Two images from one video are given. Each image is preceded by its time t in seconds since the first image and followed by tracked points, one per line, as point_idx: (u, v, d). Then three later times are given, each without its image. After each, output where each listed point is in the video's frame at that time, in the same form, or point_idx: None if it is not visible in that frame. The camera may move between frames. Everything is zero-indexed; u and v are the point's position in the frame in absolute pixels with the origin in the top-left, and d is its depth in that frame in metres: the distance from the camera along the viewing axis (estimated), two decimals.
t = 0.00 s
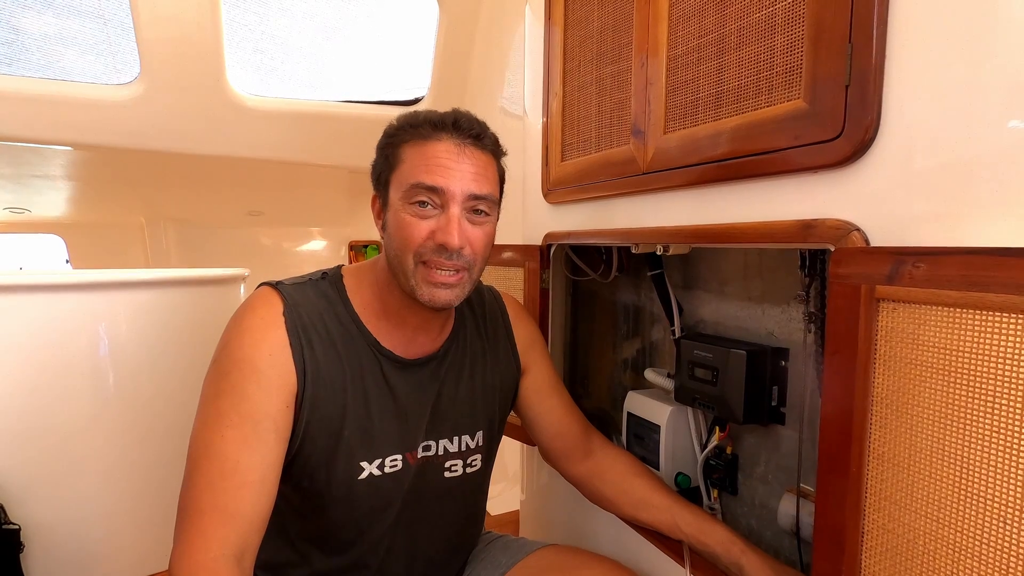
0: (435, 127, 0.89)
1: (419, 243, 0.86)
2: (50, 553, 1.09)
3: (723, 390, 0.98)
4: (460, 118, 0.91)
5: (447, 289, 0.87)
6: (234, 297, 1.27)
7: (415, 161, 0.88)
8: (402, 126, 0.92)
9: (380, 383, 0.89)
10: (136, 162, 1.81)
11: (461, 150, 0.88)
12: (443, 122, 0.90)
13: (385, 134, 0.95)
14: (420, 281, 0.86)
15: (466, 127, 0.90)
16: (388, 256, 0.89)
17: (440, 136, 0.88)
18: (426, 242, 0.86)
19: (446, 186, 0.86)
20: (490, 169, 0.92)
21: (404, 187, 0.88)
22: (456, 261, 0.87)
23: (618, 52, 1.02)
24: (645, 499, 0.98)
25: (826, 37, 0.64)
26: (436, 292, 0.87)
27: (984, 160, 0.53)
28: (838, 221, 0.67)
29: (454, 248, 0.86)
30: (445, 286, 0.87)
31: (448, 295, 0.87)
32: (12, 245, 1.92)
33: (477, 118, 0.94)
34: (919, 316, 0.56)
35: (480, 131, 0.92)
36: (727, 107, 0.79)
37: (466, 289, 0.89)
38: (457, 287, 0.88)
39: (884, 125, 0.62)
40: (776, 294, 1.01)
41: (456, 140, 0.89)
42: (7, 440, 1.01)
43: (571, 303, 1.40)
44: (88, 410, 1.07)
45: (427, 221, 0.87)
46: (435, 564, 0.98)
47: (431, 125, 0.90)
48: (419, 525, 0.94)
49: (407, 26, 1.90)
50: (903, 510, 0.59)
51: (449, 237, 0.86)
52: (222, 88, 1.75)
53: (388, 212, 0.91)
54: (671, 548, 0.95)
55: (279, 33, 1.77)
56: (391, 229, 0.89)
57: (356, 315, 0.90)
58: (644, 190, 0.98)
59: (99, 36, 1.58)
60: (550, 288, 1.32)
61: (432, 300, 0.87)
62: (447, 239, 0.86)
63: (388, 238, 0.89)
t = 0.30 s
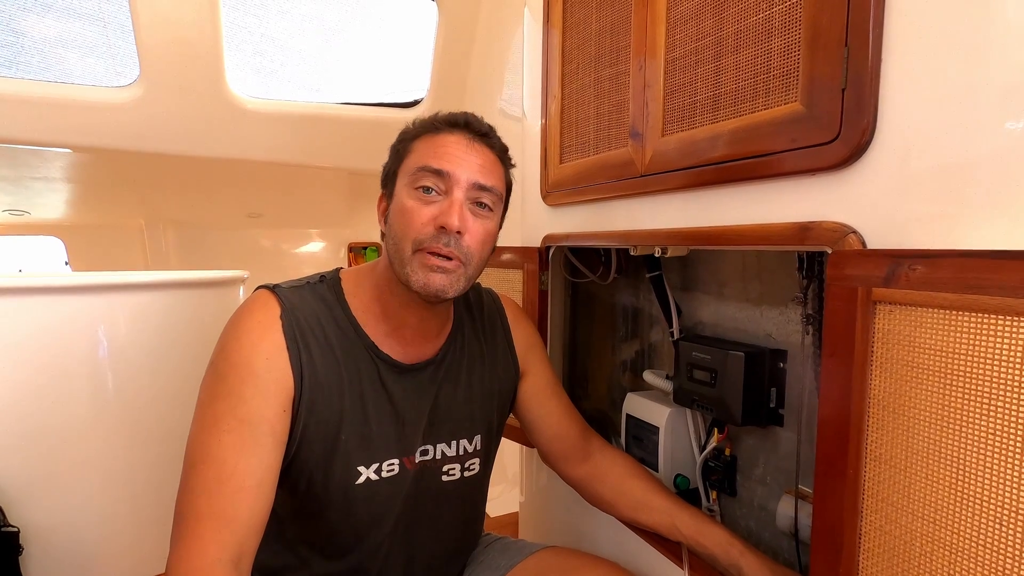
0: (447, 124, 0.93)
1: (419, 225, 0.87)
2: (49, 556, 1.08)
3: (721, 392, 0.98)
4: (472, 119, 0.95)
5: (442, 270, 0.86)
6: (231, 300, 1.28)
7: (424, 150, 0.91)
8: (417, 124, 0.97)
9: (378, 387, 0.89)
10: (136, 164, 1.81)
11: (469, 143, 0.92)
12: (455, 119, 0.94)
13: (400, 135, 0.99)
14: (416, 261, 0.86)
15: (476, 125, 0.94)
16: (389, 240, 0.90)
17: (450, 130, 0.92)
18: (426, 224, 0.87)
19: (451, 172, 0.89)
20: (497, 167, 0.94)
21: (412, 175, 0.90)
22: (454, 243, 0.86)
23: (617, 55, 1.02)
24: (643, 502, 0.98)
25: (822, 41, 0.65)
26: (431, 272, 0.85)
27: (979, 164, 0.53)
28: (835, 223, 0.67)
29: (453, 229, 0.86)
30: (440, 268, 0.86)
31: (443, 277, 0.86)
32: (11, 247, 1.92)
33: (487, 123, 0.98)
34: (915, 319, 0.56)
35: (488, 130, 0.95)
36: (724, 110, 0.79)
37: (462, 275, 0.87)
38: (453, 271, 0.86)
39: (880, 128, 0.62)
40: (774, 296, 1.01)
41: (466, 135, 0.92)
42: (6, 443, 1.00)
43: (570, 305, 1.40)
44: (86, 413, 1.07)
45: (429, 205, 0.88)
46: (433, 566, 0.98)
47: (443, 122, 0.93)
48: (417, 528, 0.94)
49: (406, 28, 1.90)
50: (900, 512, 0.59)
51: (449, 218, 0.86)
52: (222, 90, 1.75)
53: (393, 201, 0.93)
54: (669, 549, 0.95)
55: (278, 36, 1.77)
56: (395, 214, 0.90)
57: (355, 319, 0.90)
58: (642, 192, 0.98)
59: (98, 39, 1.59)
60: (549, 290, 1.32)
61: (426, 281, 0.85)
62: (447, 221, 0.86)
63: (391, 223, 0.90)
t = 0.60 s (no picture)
0: (461, 129, 0.94)
1: (435, 226, 0.86)
2: (49, 561, 1.06)
3: (719, 393, 0.98)
4: (484, 127, 0.96)
5: (456, 274, 0.86)
6: (225, 302, 1.30)
7: (440, 153, 0.91)
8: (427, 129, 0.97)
9: (377, 389, 0.89)
10: (134, 167, 1.81)
11: (484, 150, 0.93)
12: (469, 125, 0.95)
13: (409, 137, 0.99)
14: (431, 262, 0.85)
15: (489, 133, 0.95)
16: (400, 240, 0.88)
17: (465, 136, 0.93)
18: (442, 225, 0.87)
19: (468, 176, 0.89)
20: (507, 174, 0.95)
21: (427, 176, 0.90)
22: (469, 247, 0.86)
23: (614, 56, 1.02)
24: (642, 503, 0.99)
25: (818, 43, 0.65)
26: (446, 276, 0.85)
27: (975, 165, 0.54)
28: (831, 225, 0.67)
29: (470, 233, 0.86)
30: (455, 270, 0.86)
31: (457, 281, 0.86)
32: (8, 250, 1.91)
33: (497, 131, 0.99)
34: (910, 320, 0.57)
35: (499, 138, 0.97)
36: (720, 112, 0.80)
37: (473, 279, 0.88)
38: (467, 274, 0.87)
39: (875, 130, 0.62)
40: (772, 297, 1.01)
41: (480, 141, 0.93)
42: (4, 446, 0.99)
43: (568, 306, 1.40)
44: (85, 415, 1.06)
45: (445, 207, 0.88)
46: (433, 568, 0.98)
47: (457, 128, 0.94)
48: (416, 530, 0.94)
49: (404, 30, 1.90)
50: (896, 513, 0.59)
51: (467, 222, 0.87)
52: (219, 92, 1.75)
53: (402, 202, 0.92)
54: (669, 552, 0.96)
55: (276, 37, 1.78)
56: (407, 214, 0.89)
57: (353, 321, 0.90)
58: (639, 194, 0.98)
59: (95, 41, 1.59)
60: (548, 291, 1.33)
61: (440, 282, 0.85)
62: (465, 224, 0.86)
63: (403, 223, 0.89)
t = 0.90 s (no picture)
0: (461, 132, 0.93)
1: (433, 234, 0.86)
2: (48, 560, 1.06)
3: (717, 392, 0.98)
4: (484, 129, 0.95)
5: (454, 281, 0.86)
6: (225, 300, 1.29)
7: (439, 158, 0.90)
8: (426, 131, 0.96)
9: (375, 388, 0.89)
10: (133, 166, 1.81)
11: (484, 154, 0.92)
12: (468, 128, 0.94)
13: (408, 138, 0.98)
14: (429, 270, 0.85)
15: (489, 136, 0.95)
16: (397, 246, 0.89)
17: (465, 139, 0.92)
18: (439, 232, 0.86)
19: (467, 183, 0.89)
20: (507, 178, 0.95)
21: (425, 182, 0.89)
22: (467, 255, 0.86)
23: (613, 54, 1.02)
24: (640, 501, 0.99)
25: (816, 41, 0.65)
26: (444, 284, 0.85)
27: (974, 162, 0.54)
28: (829, 223, 0.67)
29: (468, 242, 0.86)
30: (452, 278, 0.86)
31: (455, 289, 0.86)
32: (8, 249, 1.91)
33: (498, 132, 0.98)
34: (909, 317, 0.57)
35: (498, 141, 0.96)
36: (719, 111, 0.80)
37: (471, 287, 0.88)
38: (465, 282, 0.87)
39: (873, 128, 0.62)
40: (770, 296, 1.01)
41: (479, 144, 0.93)
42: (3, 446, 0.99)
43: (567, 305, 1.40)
44: (84, 414, 1.06)
45: (443, 214, 0.88)
46: (432, 566, 0.98)
47: (456, 131, 0.93)
48: (414, 529, 0.94)
49: (403, 29, 1.90)
50: (894, 510, 0.59)
51: (465, 230, 0.86)
52: (217, 91, 1.75)
53: (401, 206, 0.92)
54: (667, 550, 0.96)
55: (274, 37, 1.77)
56: (405, 220, 0.89)
57: (351, 320, 0.90)
58: (638, 192, 0.98)
59: (93, 40, 1.58)
60: (546, 290, 1.33)
61: (438, 289, 0.85)
62: (463, 232, 0.86)
63: (401, 228, 0.89)
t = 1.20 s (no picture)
0: (461, 132, 0.93)
1: (432, 234, 0.86)
2: (47, 560, 1.06)
3: (717, 391, 0.98)
4: (485, 129, 0.95)
5: (453, 283, 0.86)
6: (225, 301, 1.29)
7: (439, 159, 0.90)
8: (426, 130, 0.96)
9: (374, 388, 0.89)
10: (132, 166, 1.81)
11: (484, 155, 0.92)
12: (469, 128, 0.94)
13: (407, 137, 0.97)
14: (427, 271, 0.86)
15: (490, 136, 0.94)
16: (397, 247, 0.89)
17: (465, 140, 0.92)
18: (440, 233, 0.87)
19: (468, 184, 0.88)
20: (507, 179, 0.95)
21: (426, 182, 0.89)
22: (467, 256, 0.87)
23: (613, 54, 1.02)
24: (640, 500, 0.98)
25: (817, 39, 0.65)
26: (442, 285, 0.86)
27: (975, 161, 0.53)
28: (830, 222, 0.67)
29: (468, 243, 0.86)
30: (451, 278, 0.86)
31: (453, 289, 0.86)
32: (8, 249, 1.91)
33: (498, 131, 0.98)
34: (910, 316, 0.56)
35: (498, 141, 0.96)
36: (719, 110, 0.79)
37: (470, 288, 0.88)
38: (465, 282, 0.87)
39: (874, 127, 0.62)
40: (771, 295, 1.01)
41: (479, 144, 0.92)
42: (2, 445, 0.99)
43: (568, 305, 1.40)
44: (83, 414, 1.06)
45: (443, 215, 0.88)
46: (432, 566, 0.98)
47: (457, 130, 0.93)
48: (414, 529, 0.94)
49: (403, 29, 1.90)
50: (895, 510, 0.59)
51: (465, 231, 0.86)
52: (217, 91, 1.75)
53: (401, 206, 0.92)
54: (667, 550, 0.95)
55: (274, 37, 1.77)
56: (405, 220, 0.89)
57: (351, 319, 0.90)
58: (638, 191, 0.98)
59: (93, 40, 1.58)
60: (547, 289, 1.33)
61: (438, 290, 0.86)
62: (462, 233, 0.86)
63: (401, 229, 0.89)
